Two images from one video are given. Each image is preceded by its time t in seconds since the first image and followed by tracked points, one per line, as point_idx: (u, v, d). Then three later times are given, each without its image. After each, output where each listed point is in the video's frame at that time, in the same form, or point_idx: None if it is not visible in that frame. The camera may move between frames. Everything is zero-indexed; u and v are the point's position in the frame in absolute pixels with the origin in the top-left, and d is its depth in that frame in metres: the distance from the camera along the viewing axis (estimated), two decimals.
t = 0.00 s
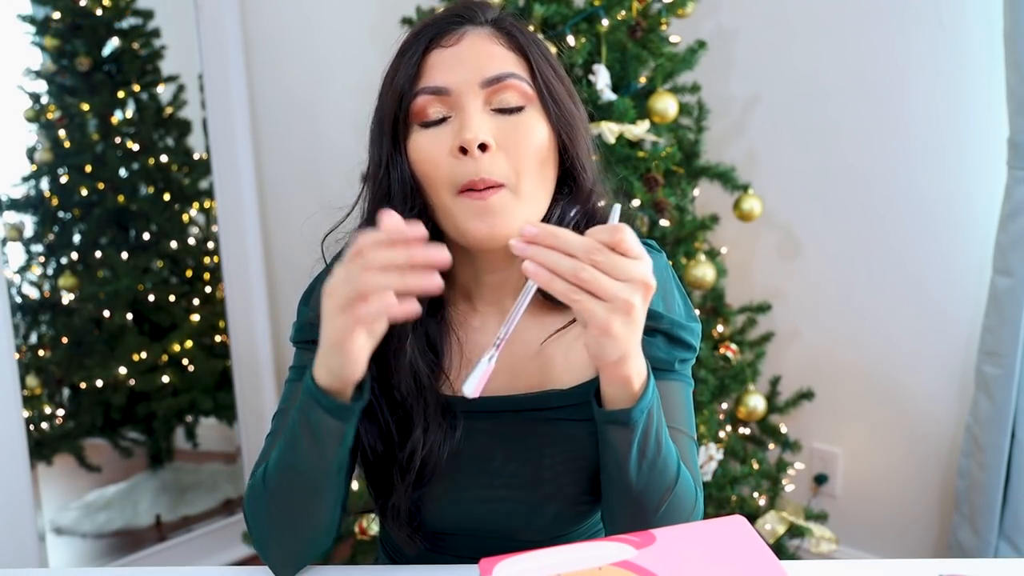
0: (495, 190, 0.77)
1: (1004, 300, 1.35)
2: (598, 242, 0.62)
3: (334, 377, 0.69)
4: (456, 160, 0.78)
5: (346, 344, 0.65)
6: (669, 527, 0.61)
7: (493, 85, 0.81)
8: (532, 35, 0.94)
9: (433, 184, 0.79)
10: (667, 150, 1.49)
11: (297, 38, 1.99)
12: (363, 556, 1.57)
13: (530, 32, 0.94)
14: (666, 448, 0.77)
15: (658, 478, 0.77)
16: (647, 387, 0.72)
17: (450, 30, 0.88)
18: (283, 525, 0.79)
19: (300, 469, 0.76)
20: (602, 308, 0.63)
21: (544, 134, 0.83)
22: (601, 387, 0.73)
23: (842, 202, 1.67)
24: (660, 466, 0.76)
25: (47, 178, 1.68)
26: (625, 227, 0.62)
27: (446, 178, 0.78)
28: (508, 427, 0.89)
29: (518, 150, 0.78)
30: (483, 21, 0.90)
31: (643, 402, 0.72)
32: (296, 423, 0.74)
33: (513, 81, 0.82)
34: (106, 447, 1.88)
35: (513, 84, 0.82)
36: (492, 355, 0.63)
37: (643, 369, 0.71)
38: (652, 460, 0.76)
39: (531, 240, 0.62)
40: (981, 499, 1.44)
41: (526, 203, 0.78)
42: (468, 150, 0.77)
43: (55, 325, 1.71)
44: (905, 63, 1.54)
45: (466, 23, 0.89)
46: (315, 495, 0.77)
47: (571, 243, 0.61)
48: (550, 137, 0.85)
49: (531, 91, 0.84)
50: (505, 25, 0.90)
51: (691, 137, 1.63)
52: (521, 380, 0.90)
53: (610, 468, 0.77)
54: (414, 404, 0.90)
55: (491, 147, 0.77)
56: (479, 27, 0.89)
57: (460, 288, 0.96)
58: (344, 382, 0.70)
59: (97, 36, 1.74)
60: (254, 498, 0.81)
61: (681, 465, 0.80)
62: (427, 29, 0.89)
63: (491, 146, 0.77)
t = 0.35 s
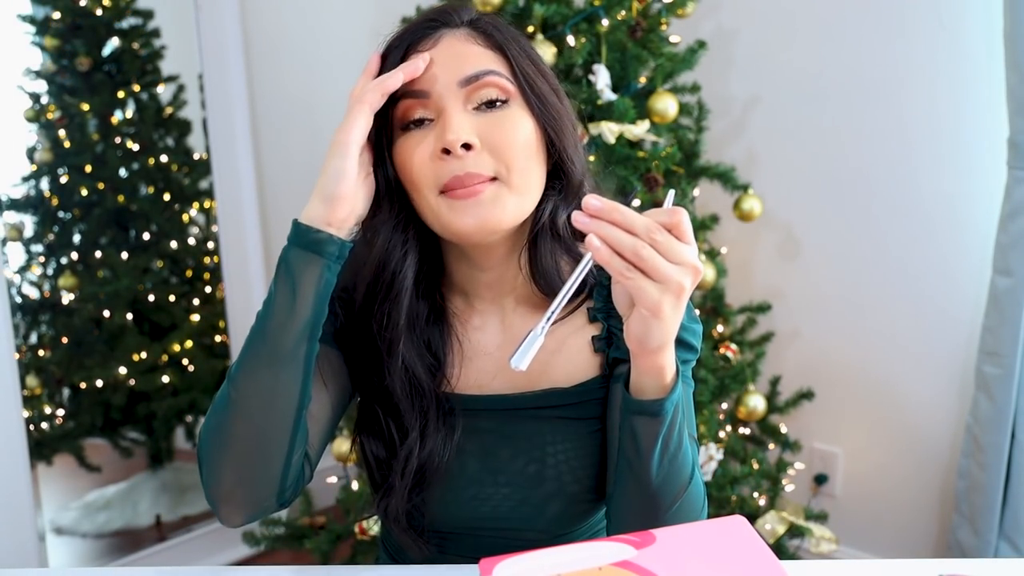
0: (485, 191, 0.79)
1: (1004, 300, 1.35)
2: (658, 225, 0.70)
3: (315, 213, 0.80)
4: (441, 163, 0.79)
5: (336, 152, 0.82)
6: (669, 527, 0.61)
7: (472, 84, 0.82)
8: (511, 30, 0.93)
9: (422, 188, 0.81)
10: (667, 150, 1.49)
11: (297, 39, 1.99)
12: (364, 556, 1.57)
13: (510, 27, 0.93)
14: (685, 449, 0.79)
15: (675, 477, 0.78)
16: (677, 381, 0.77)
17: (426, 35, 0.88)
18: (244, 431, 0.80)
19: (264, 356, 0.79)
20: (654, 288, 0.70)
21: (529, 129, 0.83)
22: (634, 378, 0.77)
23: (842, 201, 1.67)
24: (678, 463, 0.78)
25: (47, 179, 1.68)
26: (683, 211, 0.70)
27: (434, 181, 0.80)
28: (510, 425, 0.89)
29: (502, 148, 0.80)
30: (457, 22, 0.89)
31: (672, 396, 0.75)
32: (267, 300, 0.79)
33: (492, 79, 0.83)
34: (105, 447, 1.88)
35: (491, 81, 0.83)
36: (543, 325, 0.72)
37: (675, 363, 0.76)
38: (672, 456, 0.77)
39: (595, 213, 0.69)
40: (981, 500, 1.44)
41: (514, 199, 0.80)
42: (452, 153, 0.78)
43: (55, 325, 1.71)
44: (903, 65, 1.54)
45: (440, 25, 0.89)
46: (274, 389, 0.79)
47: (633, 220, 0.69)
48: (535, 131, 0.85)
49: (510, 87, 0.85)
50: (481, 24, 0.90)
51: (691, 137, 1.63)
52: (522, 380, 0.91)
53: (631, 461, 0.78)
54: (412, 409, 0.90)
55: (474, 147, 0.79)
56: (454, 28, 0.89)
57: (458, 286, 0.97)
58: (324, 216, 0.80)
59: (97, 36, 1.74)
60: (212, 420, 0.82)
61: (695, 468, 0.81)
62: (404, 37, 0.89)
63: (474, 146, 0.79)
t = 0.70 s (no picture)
0: (488, 217, 0.81)
1: (1004, 300, 1.35)
2: (666, 225, 0.70)
3: (304, 257, 0.83)
4: (449, 190, 0.80)
5: (320, 200, 0.86)
6: (669, 528, 0.61)
7: (486, 112, 0.81)
8: (528, 38, 0.88)
9: (429, 209, 0.82)
10: (667, 150, 1.49)
11: (297, 39, 1.99)
12: (363, 556, 1.57)
13: (526, 35, 0.89)
14: (687, 452, 0.79)
15: (676, 481, 0.78)
16: (680, 384, 0.76)
17: (442, 46, 0.84)
18: (239, 469, 0.82)
19: (256, 393, 0.82)
20: (662, 289, 0.70)
21: (536, 158, 0.84)
22: (638, 380, 0.77)
23: (842, 201, 1.67)
24: (680, 466, 0.78)
25: (47, 179, 1.68)
26: (691, 212, 0.70)
27: (441, 205, 0.82)
28: (508, 425, 0.89)
29: (510, 179, 0.81)
30: (475, 33, 0.85)
31: (676, 399, 0.75)
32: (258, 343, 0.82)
33: (506, 107, 0.81)
34: (105, 447, 1.88)
35: (507, 110, 0.81)
36: (552, 327, 0.71)
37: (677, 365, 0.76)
38: (674, 459, 0.78)
39: (604, 214, 0.69)
40: (982, 500, 1.44)
41: (516, 224, 0.83)
42: (460, 183, 0.79)
43: (55, 325, 1.71)
44: (903, 65, 1.54)
45: (456, 37, 0.84)
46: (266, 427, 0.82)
47: (642, 221, 0.69)
48: (542, 159, 0.85)
49: (521, 113, 0.83)
50: (500, 37, 0.85)
51: (691, 137, 1.63)
52: (516, 379, 0.91)
53: (633, 466, 0.78)
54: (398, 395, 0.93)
55: (483, 178, 0.79)
56: (471, 41, 0.84)
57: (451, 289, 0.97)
58: (314, 259, 0.83)
59: (97, 36, 1.74)
60: (205, 457, 0.84)
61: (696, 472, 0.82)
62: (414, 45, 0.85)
63: (484, 177, 0.80)
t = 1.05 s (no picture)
0: (512, 217, 0.81)
1: (1004, 300, 1.35)
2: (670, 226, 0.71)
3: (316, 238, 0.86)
4: (475, 190, 0.80)
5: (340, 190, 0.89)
6: (670, 527, 0.61)
7: (511, 113, 0.81)
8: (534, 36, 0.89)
9: (451, 211, 0.81)
10: (667, 151, 1.49)
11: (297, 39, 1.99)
12: (363, 556, 1.57)
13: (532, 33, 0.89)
14: (689, 453, 0.79)
15: (679, 481, 0.79)
16: (683, 385, 0.77)
17: (460, 46, 0.82)
18: (234, 437, 0.83)
19: (252, 358, 0.83)
20: (667, 291, 0.70)
21: (553, 157, 0.85)
22: (640, 382, 0.77)
23: (842, 200, 1.67)
24: (682, 467, 0.78)
25: (47, 179, 1.68)
26: (694, 213, 0.71)
27: (466, 206, 0.81)
28: (509, 424, 0.89)
29: (532, 177, 0.81)
30: (492, 33, 0.84)
31: (681, 400, 0.76)
32: (252, 308, 0.85)
33: (530, 108, 0.82)
34: (105, 447, 1.88)
35: (529, 110, 0.82)
36: (558, 329, 0.71)
37: (680, 366, 0.76)
38: (677, 459, 0.78)
39: (607, 217, 0.69)
40: (982, 500, 1.44)
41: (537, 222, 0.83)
42: (489, 183, 0.79)
43: (55, 325, 1.71)
44: (902, 65, 1.54)
45: (474, 37, 0.83)
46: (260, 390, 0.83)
47: (646, 223, 0.69)
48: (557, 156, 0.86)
49: (540, 113, 0.83)
50: (517, 36, 0.85)
51: (691, 137, 1.63)
52: (517, 377, 0.91)
53: (634, 467, 0.78)
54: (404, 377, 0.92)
55: (509, 179, 0.79)
56: (489, 41, 0.84)
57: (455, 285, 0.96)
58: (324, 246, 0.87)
59: (97, 37, 1.74)
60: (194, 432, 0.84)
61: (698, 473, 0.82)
62: (434, 43, 0.83)
63: (510, 177, 0.80)
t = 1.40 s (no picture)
0: (538, 183, 0.81)
1: (1004, 300, 1.35)
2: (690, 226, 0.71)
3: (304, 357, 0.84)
4: (505, 152, 0.80)
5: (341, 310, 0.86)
6: (671, 527, 0.61)
7: (542, 85, 0.84)
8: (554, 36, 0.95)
9: (479, 173, 0.81)
10: (667, 150, 1.49)
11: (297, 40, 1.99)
12: (363, 556, 1.56)
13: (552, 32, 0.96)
14: (695, 456, 0.80)
15: (684, 483, 0.79)
16: (694, 389, 0.76)
17: (496, 24, 0.87)
18: (247, 489, 0.90)
19: (243, 442, 0.87)
20: (683, 291, 0.70)
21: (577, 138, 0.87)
22: (652, 380, 0.77)
23: (843, 200, 1.67)
24: (689, 470, 0.79)
25: (47, 179, 1.68)
26: (717, 215, 0.71)
27: (494, 169, 0.81)
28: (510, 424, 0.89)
29: (559, 149, 0.82)
30: (523, 18, 0.90)
31: (689, 404, 0.75)
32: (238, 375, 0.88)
33: (558, 84, 0.85)
34: (106, 447, 1.88)
35: (558, 86, 0.85)
36: (571, 323, 0.73)
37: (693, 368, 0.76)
38: (684, 461, 0.78)
39: (628, 213, 0.69)
40: (981, 500, 1.44)
41: (560, 195, 0.83)
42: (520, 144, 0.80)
43: (55, 325, 1.71)
44: (903, 65, 1.54)
45: (508, 18, 0.89)
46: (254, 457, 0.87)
47: (667, 222, 0.69)
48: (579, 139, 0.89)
49: (568, 95, 0.87)
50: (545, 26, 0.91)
51: (691, 137, 1.63)
52: (522, 375, 0.90)
53: (642, 467, 0.78)
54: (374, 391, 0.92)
55: (539, 142, 0.81)
56: (521, 24, 0.89)
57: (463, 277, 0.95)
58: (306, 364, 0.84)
59: (97, 36, 1.74)
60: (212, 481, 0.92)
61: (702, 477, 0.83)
62: (473, 19, 0.87)
63: (539, 143, 0.81)
